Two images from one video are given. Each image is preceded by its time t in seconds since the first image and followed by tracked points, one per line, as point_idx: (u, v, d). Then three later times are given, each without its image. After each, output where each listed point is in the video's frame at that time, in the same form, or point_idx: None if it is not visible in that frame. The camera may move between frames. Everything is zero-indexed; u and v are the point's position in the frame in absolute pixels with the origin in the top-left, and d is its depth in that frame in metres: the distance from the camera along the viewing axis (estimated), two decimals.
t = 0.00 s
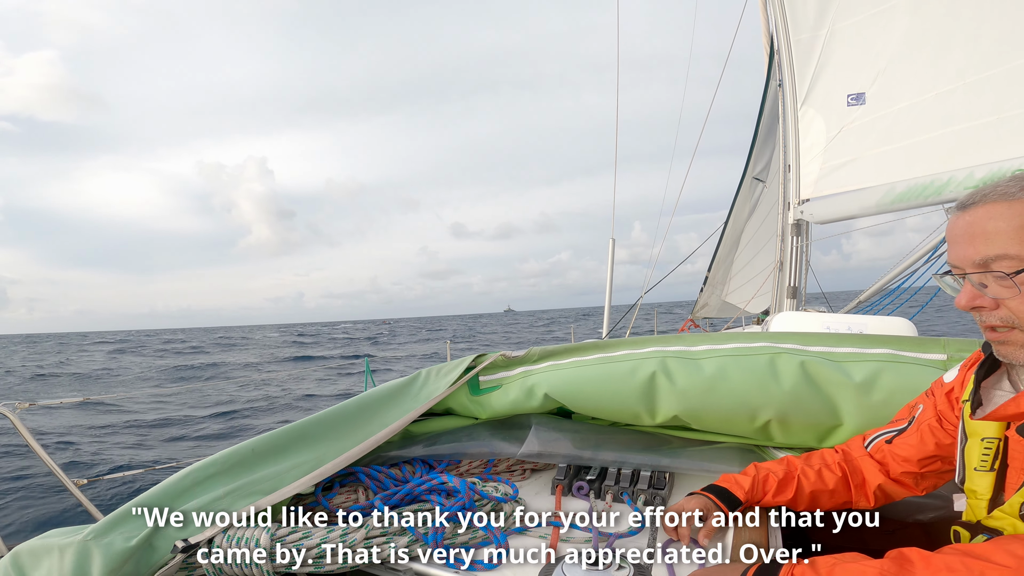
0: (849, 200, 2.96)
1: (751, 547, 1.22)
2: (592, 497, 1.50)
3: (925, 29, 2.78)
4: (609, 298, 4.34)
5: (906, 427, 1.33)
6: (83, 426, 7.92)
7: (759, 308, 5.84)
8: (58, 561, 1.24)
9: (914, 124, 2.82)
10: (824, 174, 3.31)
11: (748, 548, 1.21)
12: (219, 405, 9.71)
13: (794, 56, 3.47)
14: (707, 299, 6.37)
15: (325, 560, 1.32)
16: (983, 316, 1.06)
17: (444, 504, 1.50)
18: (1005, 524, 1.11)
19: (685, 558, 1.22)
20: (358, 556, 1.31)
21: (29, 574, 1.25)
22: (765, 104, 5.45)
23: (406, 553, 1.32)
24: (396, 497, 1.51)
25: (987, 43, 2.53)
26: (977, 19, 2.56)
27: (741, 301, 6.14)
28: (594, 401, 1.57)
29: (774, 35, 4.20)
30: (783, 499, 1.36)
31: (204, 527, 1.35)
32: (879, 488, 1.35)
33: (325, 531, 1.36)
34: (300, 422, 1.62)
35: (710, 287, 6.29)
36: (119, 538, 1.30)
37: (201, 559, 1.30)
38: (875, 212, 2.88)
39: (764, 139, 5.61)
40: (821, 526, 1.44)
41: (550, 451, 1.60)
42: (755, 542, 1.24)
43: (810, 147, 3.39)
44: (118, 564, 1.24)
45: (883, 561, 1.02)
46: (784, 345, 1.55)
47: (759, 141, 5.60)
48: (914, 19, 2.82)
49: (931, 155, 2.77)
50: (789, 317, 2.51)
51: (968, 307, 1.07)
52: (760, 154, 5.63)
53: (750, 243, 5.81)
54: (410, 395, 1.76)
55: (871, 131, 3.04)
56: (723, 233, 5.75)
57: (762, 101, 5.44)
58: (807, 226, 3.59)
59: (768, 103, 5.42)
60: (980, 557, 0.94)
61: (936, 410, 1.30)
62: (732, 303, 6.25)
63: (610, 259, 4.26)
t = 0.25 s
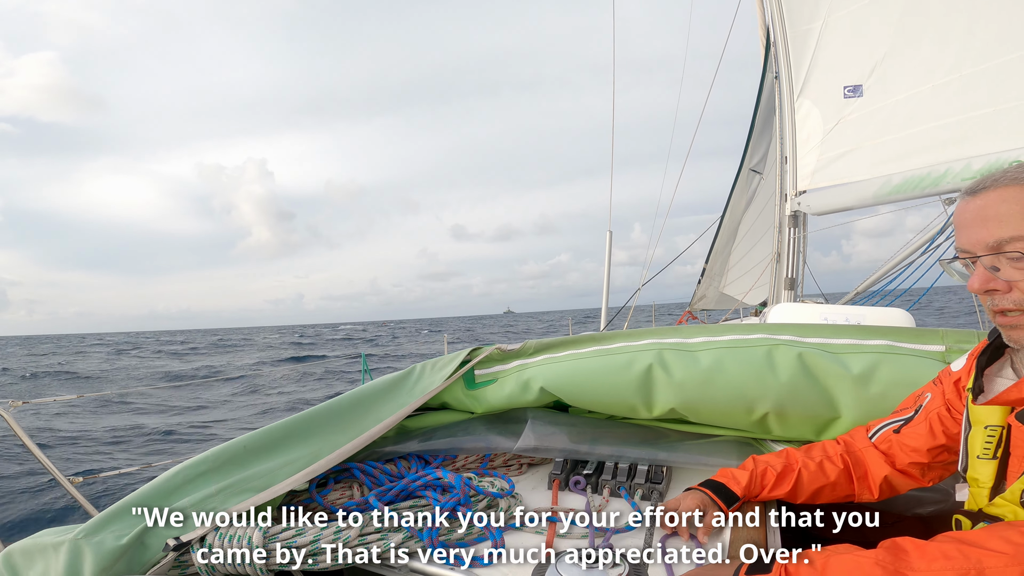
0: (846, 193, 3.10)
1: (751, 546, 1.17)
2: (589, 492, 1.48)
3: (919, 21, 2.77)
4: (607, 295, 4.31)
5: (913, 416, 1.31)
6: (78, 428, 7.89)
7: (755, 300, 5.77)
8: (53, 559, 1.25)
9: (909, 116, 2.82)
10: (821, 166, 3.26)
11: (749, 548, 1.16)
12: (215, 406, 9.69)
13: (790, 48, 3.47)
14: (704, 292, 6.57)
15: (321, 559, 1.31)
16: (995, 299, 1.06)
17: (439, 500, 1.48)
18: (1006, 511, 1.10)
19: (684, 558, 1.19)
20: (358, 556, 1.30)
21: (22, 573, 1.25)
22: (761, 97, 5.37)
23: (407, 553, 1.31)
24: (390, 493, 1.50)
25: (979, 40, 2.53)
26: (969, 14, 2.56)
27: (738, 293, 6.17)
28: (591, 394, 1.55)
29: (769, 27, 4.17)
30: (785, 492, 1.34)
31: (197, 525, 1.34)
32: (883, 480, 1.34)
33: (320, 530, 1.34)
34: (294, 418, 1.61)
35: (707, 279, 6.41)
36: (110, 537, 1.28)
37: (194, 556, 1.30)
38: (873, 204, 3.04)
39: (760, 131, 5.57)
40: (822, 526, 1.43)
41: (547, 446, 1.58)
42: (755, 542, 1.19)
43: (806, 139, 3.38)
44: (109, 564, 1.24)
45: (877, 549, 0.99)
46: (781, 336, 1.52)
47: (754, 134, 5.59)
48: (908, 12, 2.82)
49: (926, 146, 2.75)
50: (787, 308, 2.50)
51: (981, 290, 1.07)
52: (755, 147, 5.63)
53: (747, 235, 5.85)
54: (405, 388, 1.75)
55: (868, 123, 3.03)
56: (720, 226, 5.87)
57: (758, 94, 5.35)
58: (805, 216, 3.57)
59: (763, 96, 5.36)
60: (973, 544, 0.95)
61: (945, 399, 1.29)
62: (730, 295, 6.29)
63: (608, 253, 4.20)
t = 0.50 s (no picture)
0: (846, 183, 2.97)
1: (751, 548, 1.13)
2: (587, 487, 1.47)
3: (916, 11, 2.75)
4: (607, 291, 4.29)
5: (916, 408, 1.29)
6: (74, 430, 7.85)
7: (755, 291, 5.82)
8: (44, 559, 1.21)
9: (909, 106, 2.79)
10: (820, 158, 3.28)
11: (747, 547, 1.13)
12: (212, 407, 9.65)
13: (790, 39, 3.47)
14: (703, 283, 6.51)
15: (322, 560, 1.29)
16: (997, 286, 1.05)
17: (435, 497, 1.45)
18: (1008, 502, 1.08)
19: (684, 558, 1.16)
20: (357, 556, 1.27)
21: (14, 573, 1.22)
22: (757, 87, 5.33)
23: (405, 552, 1.29)
24: (385, 490, 1.47)
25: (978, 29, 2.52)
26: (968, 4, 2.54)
27: (737, 285, 6.17)
28: (589, 388, 1.53)
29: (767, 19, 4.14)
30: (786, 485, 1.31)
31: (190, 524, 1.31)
32: (886, 474, 1.31)
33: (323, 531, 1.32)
34: (289, 415, 1.59)
35: (705, 271, 6.40)
36: (102, 536, 1.26)
37: (186, 554, 1.26)
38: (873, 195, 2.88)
39: (757, 122, 5.54)
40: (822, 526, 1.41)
41: (544, 441, 1.56)
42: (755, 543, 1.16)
43: (805, 130, 3.37)
44: (100, 563, 1.21)
45: (874, 543, 0.97)
46: (780, 328, 1.51)
47: (751, 125, 5.55)
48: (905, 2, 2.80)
49: (924, 136, 2.71)
50: (787, 299, 2.47)
51: (983, 277, 1.04)
52: (752, 137, 5.59)
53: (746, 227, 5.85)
54: (401, 384, 1.72)
55: (867, 114, 3.00)
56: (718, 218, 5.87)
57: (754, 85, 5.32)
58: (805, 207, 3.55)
59: (761, 87, 5.35)
60: (974, 536, 0.92)
61: (948, 390, 1.27)
62: (729, 286, 6.27)
63: (607, 247, 4.18)
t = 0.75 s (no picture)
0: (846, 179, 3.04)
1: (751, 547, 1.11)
2: (588, 484, 1.47)
3: (916, 6, 2.76)
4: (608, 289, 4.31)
5: (906, 398, 1.31)
6: (75, 431, 7.85)
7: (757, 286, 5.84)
8: (51, 558, 1.22)
9: (909, 101, 2.82)
10: (819, 153, 3.27)
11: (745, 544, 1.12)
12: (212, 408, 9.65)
13: (788, 33, 3.44)
14: (704, 279, 6.49)
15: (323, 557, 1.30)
16: (984, 283, 1.07)
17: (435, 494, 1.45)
18: (1001, 499, 1.10)
19: (685, 558, 1.17)
20: (357, 556, 1.29)
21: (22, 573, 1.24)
22: (756, 83, 5.32)
23: (405, 552, 1.29)
24: (386, 488, 1.48)
25: (981, 21, 2.51)
26: None
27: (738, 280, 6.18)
28: (588, 385, 1.54)
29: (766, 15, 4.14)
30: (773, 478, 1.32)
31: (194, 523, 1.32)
32: (874, 465, 1.32)
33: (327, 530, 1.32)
34: (291, 413, 1.59)
35: (706, 267, 6.36)
36: (107, 535, 1.26)
37: (190, 552, 1.27)
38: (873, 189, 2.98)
39: (757, 117, 5.53)
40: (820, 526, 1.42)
41: (545, 438, 1.56)
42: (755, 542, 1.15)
43: (805, 125, 3.38)
44: (106, 562, 1.22)
45: (868, 540, 0.98)
46: (779, 324, 1.51)
47: (751, 120, 5.54)
48: None
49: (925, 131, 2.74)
50: (787, 295, 2.46)
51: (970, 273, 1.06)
52: (752, 133, 5.59)
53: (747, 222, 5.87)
54: (401, 382, 1.73)
55: (867, 108, 3.02)
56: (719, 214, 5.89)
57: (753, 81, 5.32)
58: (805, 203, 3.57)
59: (760, 83, 5.34)
60: (968, 534, 0.92)
61: (941, 382, 1.29)
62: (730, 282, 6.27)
63: (608, 243, 4.19)
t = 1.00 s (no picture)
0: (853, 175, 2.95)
1: (752, 547, 1.09)
2: (594, 484, 1.47)
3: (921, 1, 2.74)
4: (612, 288, 4.32)
5: (897, 400, 1.32)
6: (78, 432, 7.85)
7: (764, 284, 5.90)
8: (56, 558, 1.21)
9: (915, 96, 2.80)
10: (824, 149, 3.29)
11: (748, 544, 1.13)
12: (214, 408, 9.65)
13: (792, 28, 3.46)
14: (709, 277, 6.65)
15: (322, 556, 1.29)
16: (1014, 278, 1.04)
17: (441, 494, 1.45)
18: (1013, 503, 1.12)
19: (684, 558, 1.18)
20: (358, 556, 1.28)
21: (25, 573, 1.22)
22: (760, 80, 5.28)
23: (406, 552, 1.29)
24: (392, 487, 1.48)
25: (989, 15, 2.50)
26: None
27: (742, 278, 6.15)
28: (594, 388, 1.54)
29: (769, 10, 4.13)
30: (748, 485, 1.31)
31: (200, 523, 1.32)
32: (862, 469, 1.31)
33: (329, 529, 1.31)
34: (296, 412, 1.58)
35: (711, 263, 6.47)
36: (113, 535, 1.26)
37: (196, 553, 1.27)
38: (880, 187, 2.85)
39: (759, 114, 5.53)
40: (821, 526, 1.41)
41: (550, 437, 1.56)
42: (754, 542, 1.17)
43: (810, 122, 3.37)
44: (112, 563, 1.21)
45: (883, 541, 0.98)
46: (787, 325, 1.51)
47: (754, 117, 5.53)
48: None
49: (934, 129, 2.74)
50: (791, 292, 2.46)
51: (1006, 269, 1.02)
52: (755, 130, 5.60)
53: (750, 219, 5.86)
54: (406, 381, 1.72)
55: (872, 104, 3.02)
56: (724, 210, 5.91)
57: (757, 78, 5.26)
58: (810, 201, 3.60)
59: (762, 81, 5.33)
60: (984, 534, 0.91)
61: (934, 386, 1.30)
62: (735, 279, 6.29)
63: (612, 240, 4.19)
